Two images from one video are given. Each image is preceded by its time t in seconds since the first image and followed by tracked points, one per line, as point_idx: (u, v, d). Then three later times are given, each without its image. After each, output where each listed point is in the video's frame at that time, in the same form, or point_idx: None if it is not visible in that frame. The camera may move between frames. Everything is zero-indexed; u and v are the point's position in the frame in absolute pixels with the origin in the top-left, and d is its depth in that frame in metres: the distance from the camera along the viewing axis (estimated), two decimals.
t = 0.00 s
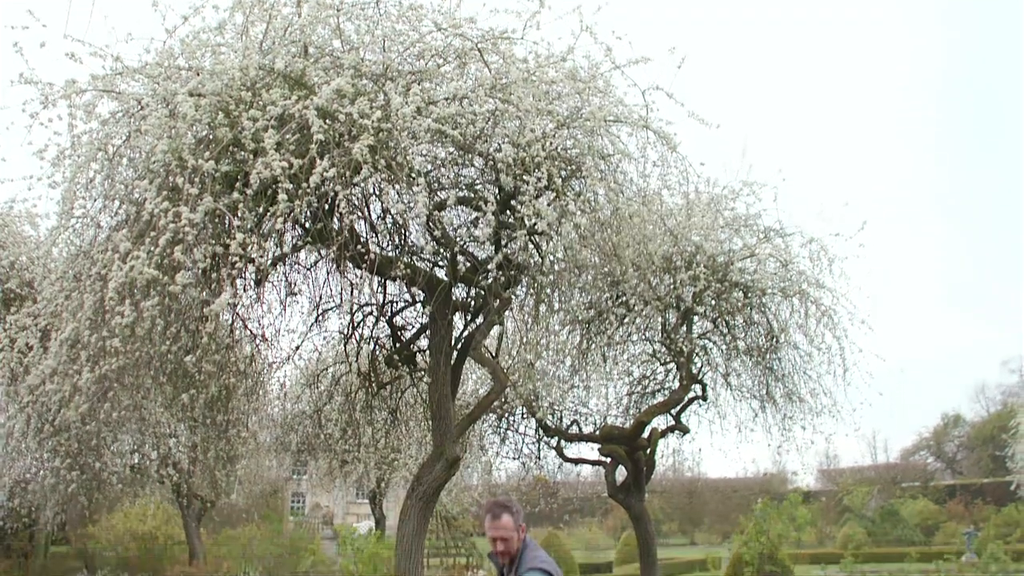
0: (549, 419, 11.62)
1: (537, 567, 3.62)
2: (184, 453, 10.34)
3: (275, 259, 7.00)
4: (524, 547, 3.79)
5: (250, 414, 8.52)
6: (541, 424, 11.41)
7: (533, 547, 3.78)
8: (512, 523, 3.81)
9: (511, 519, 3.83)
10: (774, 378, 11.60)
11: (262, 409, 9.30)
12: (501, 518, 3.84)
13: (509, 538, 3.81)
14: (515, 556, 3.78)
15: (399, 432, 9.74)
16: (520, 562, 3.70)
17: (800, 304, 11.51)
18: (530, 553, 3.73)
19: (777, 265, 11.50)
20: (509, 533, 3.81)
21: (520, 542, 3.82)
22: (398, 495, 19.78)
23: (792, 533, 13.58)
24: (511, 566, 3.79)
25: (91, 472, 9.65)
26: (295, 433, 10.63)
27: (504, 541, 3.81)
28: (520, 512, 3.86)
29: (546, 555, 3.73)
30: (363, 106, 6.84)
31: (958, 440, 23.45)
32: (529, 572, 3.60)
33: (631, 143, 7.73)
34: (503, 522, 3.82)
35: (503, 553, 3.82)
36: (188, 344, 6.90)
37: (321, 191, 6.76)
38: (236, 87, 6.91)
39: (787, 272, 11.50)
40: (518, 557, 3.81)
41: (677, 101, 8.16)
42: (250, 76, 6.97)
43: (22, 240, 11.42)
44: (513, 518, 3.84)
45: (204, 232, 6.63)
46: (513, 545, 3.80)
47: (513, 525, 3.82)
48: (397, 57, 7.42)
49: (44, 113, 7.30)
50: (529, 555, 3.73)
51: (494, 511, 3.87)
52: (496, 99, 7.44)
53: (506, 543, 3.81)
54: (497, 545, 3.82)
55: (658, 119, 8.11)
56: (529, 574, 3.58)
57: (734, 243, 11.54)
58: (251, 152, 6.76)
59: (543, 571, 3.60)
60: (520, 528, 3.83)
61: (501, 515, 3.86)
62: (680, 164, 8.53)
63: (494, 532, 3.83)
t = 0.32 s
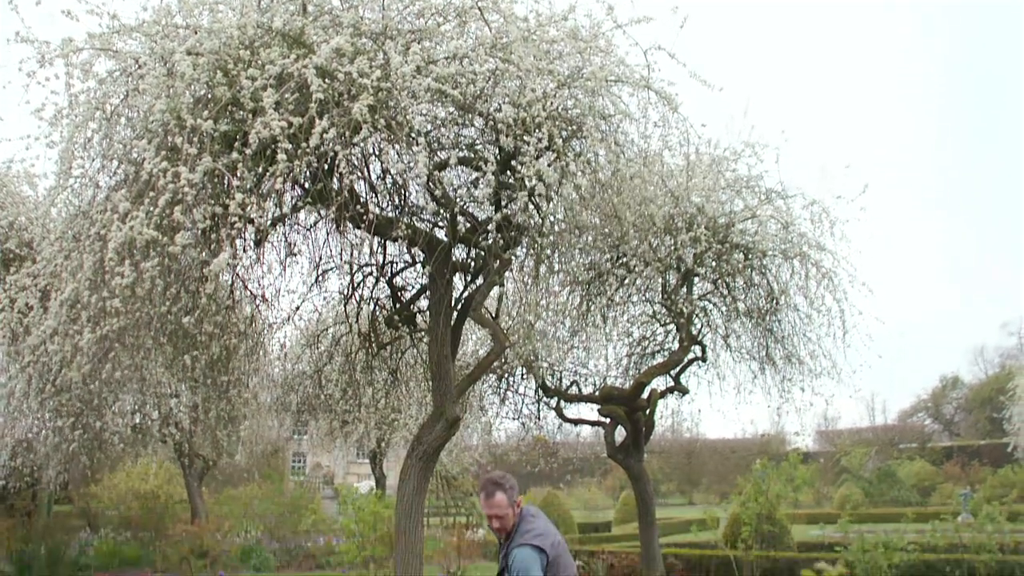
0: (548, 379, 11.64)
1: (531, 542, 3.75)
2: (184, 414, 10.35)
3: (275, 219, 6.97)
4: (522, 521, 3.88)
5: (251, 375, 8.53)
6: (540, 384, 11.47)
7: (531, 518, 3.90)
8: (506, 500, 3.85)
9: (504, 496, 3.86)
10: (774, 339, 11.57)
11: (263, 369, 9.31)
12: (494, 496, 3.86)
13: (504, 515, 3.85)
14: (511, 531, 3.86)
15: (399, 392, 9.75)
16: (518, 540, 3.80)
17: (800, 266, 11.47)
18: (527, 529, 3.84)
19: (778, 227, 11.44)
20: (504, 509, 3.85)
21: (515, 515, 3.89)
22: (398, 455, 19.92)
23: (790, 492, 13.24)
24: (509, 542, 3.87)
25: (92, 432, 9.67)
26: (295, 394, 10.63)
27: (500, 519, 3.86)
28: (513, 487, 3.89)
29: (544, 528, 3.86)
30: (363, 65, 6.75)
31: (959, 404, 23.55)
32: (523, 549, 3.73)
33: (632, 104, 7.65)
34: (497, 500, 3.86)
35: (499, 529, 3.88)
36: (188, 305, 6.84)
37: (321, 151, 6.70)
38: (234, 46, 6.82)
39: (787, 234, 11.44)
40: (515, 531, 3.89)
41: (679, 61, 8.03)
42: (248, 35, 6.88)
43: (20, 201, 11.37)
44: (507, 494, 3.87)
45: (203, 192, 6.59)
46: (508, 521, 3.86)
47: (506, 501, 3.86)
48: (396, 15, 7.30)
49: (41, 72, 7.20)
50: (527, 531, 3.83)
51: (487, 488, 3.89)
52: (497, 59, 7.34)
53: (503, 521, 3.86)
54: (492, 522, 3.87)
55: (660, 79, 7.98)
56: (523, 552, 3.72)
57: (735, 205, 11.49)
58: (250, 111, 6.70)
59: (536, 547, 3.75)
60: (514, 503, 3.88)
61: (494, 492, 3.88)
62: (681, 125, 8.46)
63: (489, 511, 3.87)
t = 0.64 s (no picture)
0: (548, 337, 11.63)
1: (533, 492, 4.04)
2: (185, 370, 10.37)
3: (275, 176, 6.93)
4: (523, 473, 4.15)
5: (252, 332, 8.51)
6: (540, 342, 11.54)
7: (532, 471, 4.17)
8: (508, 453, 4.11)
9: (506, 448, 4.12)
10: (774, 298, 11.55)
11: (263, 326, 9.32)
12: (497, 448, 4.12)
13: (506, 467, 4.11)
14: (513, 482, 4.13)
15: (399, 349, 9.77)
16: (519, 490, 4.08)
17: (801, 224, 11.43)
18: (527, 479, 4.11)
19: (779, 185, 11.37)
20: (506, 461, 4.11)
21: (516, 467, 4.15)
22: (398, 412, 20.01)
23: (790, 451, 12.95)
24: (510, 491, 4.14)
25: (94, 389, 9.69)
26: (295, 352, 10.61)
27: (502, 470, 4.12)
28: (514, 441, 4.15)
29: (543, 478, 4.14)
30: (361, 21, 6.65)
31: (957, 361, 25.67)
32: (526, 498, 4.03)
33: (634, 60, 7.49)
34: (499, 452, 4.11)
35: (501, 479, 4.14)
36: (188, 262, 6.76)
37: (320, 108, 6.64)
38: (231, 0, 6.70)
39: (788, 192, 11.37)
40: (515, 481, 4.16)
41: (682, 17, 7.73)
42: None
43: (18, 158, 11.29)
44: (508, 447, 4.13)
45: (202, 149, 6.54)
46: (510, 472, 4.12)
47: (508, 454, 4.12)
48: None
49: (37, 26, 7.10)
50: (527, 481, 4.11)
51: (489, 441, 4.14)
52: (497, 14, 7.21)
53: (505, 472, 4.12)
54: (494, 473, 4.13)
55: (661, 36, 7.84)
56: (525, 501, 4.02)
57: (736, 162, 11.42)
58: (249, 67, 6.63)
59: (539, 496, 4.04)
60: (515, 455, 4.14)
61: (496, 445, 4.14)
62: (683, 81, 8.36)
63: (491, 462, 4.12)
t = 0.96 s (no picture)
0: (548, 294, 11.62)
1: (535, 448, 4.07)
2: (186, 326, 10.37)
3: (273, 130, 6.83)
4: (525, 428, 4.17)
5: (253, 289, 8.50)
6: (540, 299, 11.56)
7: (534, 427, 4.18)
8: (512, 407, 4.12)
9: (510, 403, 4.13)
10: (774, 254, 11.52)
11: (263, 282, 9.31)
12: (500, 403, 4.13)
13: (509, 421, 4.13)
14: (515, 437, 4.15)
15: (398, 306, 9.78)
16: (521, 445, 4.10)
17: (802, 180, 11.36)
18: (530, 435, 4.14)
19: (781, 140, 11.27)
20: (509, 416, 4.13)
21: (520, 422, 4.17)
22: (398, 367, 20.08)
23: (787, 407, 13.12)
24: (513, 446, 4.17)
25: (95, 344, 9.69)
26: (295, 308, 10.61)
27: (505, 424, 4.14)
28: (518, 396, 4.16)
29: (545, 435, 4.16)
30: None
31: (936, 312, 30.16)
32: (527, 454, 4.05)
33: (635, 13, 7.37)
34: (502, 406, 4.13)
35: (503, 434, 4.17)
36: (187, 218, 6.75)
37: (318, 61, 6.55)
38: None
39: (790, 148, 11.28)
40: (518, 436, 4.18)
41: None
42: None
43: (14, 111, 11.17)
44: (512, 402, 4.13)
45: (200, 103, 6.48)
46: (514, 427, 4.14)
47: (512, 409, 4.13)
48: None
49: None
50: (529, 437, 4.13)
51: (493, 395, 4.15)
52: None
53: (508, 426, 4.14)
54: (497, 427, 4.15)
55: None
56: (527, 456, 4.04)
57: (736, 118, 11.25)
58: (247, 20, 6.53)
59: (540, 452, 4.07)
60: (518, 410, 4.15)
61: (499, 399, 4.15)
62: (685, 36, 8.26)
63: (495, 416, 4.14)
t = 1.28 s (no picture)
0: (548, 251, 11.62)
1: (537, 400, 4.09)
2: (186, 282, 10.36)
3: (273, 86, 6.85)
4: (528, 381, 4.19)
5: (253, 246, 8.45)
6: (541, 256, 11.52)
7: (536, 380, 4.20)
8: (516, 359, 4.14)
9: (514, 355, 4.15)
10: (775, 212, 11.37)
11: (263, 239, 9.26)
12: (504, 354, 4.15)
13: (513, 373, 4.15)
14: (519, 388, 4.17)
15: (398, 263, 9.76)
16: (523, 397, 4.12)
17: (804, 137, 11.25)
18: (532, 388, 4.16)
19: (783, 97, 11.16)
20: (513, 368, 4.15)
21: (522, 374, 4.19)
22: (398, 324, 20.11)
23: (789, 365, 12.93)
24: (515, 397, 4.19)
25: (96, 301, 9.68)
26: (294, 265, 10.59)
27: (508, 376, 4.16)
28: (522, 349, 4.18)
29: (547, 389, 4.18)
30: None
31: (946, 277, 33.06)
32: (529, 405, 4.07)
33: None
34: (507, 358, 4.15)
35: (507, 385, 4.19)
36: (187, 174, 6.70)
37: (316, 15, 6.45)
38: None
39: (793, 104, 11.17)
40: (520, 388, 4.20)
41: None
42: None
43: (10, 66, 11.03)
44: (516, 355, 4.16)
45: (197, 58, 6.44)
46: (516, 379, 4.16)
47: (516, 360, 4.16)
48: None
49: None
50: (531, 390, 4.15)
51: (499, 346, 4.17)
52: None
53: (511, 378, 4.16)
54: (500, 378, 4.17)
55: None
56: (528, 407, 4.06)
57: (738, 74, 11.15)
58: None
59: (542, 405, 4.08)
60: (521, 363, 4.17)
61: (505, 350, 4.17)
62: None
63: (498, 368, 4.16)
